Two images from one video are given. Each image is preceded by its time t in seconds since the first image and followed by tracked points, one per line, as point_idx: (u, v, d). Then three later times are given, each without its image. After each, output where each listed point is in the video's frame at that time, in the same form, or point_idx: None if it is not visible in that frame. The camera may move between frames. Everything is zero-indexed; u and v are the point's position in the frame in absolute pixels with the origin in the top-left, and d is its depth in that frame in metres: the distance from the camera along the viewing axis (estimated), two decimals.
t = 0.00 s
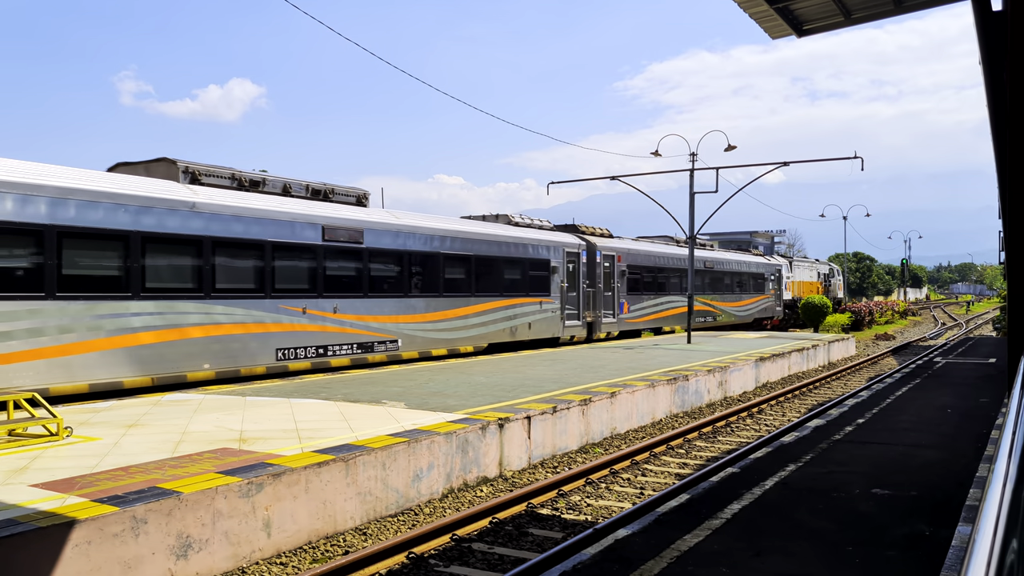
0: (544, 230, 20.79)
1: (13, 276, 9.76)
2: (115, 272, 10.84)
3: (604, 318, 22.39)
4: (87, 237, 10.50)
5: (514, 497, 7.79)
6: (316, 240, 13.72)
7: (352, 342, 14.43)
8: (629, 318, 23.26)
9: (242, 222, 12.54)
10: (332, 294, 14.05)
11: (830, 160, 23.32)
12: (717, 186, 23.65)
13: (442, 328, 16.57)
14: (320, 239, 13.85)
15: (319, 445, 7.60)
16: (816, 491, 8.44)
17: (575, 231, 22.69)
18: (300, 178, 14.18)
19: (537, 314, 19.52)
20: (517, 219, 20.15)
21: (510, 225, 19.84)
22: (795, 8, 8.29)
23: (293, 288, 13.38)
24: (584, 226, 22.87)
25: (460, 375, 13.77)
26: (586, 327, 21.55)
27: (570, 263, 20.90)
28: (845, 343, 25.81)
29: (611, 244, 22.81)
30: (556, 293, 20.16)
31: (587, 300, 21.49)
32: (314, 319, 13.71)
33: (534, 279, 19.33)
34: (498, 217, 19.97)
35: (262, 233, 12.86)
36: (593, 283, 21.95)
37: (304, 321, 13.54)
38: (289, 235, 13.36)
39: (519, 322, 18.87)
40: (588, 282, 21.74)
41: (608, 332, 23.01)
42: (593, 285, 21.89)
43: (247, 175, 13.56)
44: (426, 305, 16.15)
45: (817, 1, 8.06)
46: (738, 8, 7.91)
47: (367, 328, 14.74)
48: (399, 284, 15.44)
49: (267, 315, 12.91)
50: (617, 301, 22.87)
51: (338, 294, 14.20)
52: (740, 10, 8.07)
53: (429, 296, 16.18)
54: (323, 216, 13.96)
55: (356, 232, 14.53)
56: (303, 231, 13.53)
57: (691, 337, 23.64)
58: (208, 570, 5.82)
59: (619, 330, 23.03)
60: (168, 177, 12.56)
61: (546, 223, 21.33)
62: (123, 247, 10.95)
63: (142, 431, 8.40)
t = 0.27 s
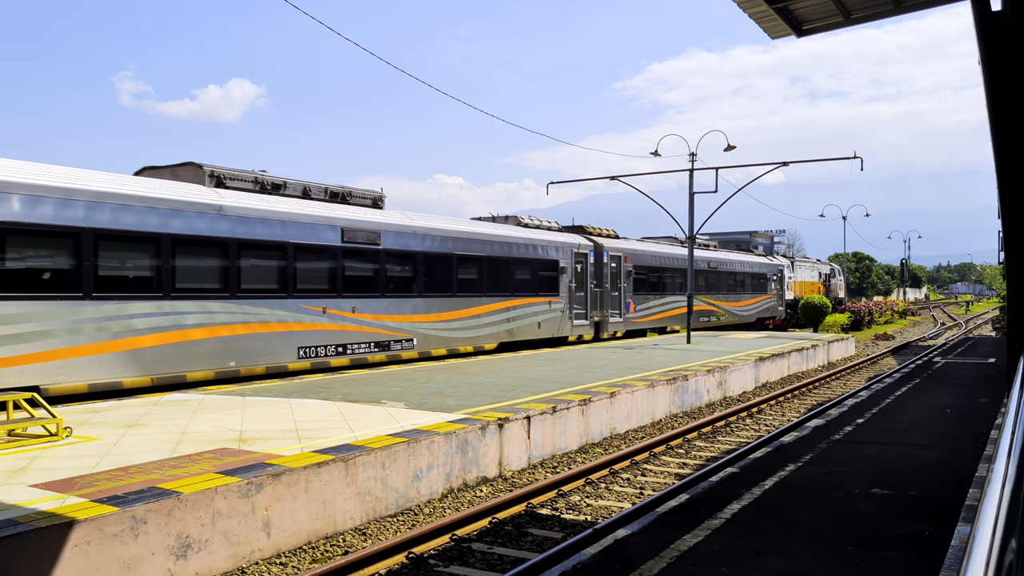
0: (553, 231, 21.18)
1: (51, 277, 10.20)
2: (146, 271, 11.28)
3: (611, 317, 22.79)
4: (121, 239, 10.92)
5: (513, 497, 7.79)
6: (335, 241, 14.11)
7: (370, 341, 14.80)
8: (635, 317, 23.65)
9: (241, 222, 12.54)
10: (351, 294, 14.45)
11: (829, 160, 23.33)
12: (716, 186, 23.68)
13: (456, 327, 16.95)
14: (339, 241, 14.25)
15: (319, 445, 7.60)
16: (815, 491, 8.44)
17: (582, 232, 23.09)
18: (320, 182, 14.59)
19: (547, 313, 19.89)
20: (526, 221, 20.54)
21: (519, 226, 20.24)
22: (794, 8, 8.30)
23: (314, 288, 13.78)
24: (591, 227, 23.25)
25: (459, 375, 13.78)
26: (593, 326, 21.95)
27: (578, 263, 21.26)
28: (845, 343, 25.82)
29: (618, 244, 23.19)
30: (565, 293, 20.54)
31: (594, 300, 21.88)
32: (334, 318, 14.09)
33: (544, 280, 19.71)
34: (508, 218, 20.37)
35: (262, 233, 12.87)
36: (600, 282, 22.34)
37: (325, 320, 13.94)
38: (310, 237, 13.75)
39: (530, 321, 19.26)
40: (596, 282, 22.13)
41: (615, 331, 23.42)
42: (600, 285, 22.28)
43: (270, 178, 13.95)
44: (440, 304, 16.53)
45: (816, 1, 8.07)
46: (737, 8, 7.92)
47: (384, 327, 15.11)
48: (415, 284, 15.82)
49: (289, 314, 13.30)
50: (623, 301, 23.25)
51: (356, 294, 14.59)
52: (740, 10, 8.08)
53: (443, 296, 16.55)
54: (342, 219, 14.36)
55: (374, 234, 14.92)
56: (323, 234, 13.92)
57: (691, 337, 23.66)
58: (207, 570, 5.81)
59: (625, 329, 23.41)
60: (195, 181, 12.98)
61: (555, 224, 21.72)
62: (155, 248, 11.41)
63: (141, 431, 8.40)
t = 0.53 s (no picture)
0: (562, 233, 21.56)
1: (88, 278, 10.58)
2: (178, 272, 11.66)
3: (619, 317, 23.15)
4: (153, 241, 11.30)
5: (513, 497, 7.79)
6: (355, 243, 14.47)
7: (388, 340, 15.15)
8: (642, 317, 24.01)
9: (241, 221, 12.53)
10: (369, 294, 14.80)
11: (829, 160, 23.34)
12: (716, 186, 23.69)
13: (469, 326, 17.29)
14: (358, 242, 14.60)
15: (319, 445, 7.60)
16: (815, 491, 8.44)
17: (590, 233, 23.44)
18: (338, 184, 14.94)
19: (556, 313, 20.24)
20: (536, 222, 20.92)
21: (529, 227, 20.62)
22: (794, 8, 8.29)
23: (334, 288, 14.13)
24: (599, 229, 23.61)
25: (459, 375, 13.79)
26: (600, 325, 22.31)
27: (586, 263, 21.59)
28: (845, 343, 25.83)
29: (625, 245, 23.53)
30: (574, 293, 20.89)
31: (602, 300, 22.25)
32: (353, 317, 14.45)
33: (553, 280, 20.07)
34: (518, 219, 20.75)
35: (262, 233, 12.86)
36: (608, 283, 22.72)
37: (345, 319, 14.29)
38: (331, 239, 14.11)
39: (540, 321, 19.62)
40: (604, 283, 22.50)
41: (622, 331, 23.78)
42: (608, 285, 22.64)
43: (291, 181, 14.32)
44: (454, 304, 16.88)
45: (816, 1, 8.06)
46: (737, 8, 7.93)
47: (400, 326, 15.46)
48: (431, 284, 16.17)
49: (311, 314, 13.68)
50: (630, 301, 23.60)
51: (375, 294, 14.94)
52: (740, 10, 8.08)
53: (457, 296, 16.89)
54: (361, 220, 14.71)
55: (391, 235, 15.26)
56: (342, 236, 14.27)
57: (690, 337, 23.67)
58: (207, 570, 5.81)
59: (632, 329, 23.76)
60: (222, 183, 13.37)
61: (563, 226, 22.09)
62: (168, 249, 11.57)
63: (141, 431, 8.41)
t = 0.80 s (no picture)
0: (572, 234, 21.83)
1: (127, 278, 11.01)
2: (209, 273, 12.05)
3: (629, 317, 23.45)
4: (172, 242, 11.52)
5: (516, 497, 7.80)
6: (375, 244, 14.82)
7: (406, 339, 15.50)
8: (651, 317, 24.30)
9: (244, 222, 12.53)
10: (390, 294, 15.14)
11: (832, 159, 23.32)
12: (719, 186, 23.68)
13: (484, 325, 17.63)
14: (379, 244, 14.95)
15: (321, 445, 7.60)
16: (819, 492, 8.43)
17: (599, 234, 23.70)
18: (359, 188, 15.25)
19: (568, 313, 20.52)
20: (547, 224, 21.19)
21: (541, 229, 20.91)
22: (797, 8, 8.28)
23: (356, 288, 14.49)
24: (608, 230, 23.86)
25: (461, 376, 13.79)
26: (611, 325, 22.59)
27: (596, 264, 21.84)
28: (847, 344, 25.82)
29: (634, 246, 23.81)
30: (585, 293, 21.16)
31: (613, 300, 22.53)
32: (374, 317, 14.79)
33: (565, 280, 20.35)
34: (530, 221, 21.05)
35: (264, 233, 12.86)
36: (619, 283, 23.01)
37: (366, 319, 14.63)
38: (353, 241, 14.45)
39: (552, 320, 19.92)
40: (615, 283, 22.78)
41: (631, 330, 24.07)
42: (618, 286, 22.93)
43: (314, 185, 14.67)
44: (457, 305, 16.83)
45: (819, 0, 8.05)
46: (739, 8, 7.92)
47: (419, 325, 15.80)
48: (447, 284, 16.50)
49: (334, 313, 14.02)
50: (640, 301, 23.88)
51: (395, 295, 15.29)
52: (742, 10, 8.07)
53: (473, 296, 17.22)
54: (381, 223, 15.04)
55: (410, 237, 15.61)
56: (363, 237, 14.62)
57: (693, 338, 23.67)
58: (210, 570, 5.82)
59: (642, 328, 24.03)
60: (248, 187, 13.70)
61: (573, 227, 22.35)
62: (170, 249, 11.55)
63: (144, 431, 8.41)
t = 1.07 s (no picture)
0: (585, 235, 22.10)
1: (164, 279, 11.45)
2: (212, 273, 12.06)
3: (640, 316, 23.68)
4: (174, 242, 11.52)
5: (519, 498, 7.79)
6: (397, 246, 15.20)
7: (428, 338, 15.90)
8: (661, 316, 24.52)
9: (248, 222, 12.54)
10: (410, 294, 15.50)
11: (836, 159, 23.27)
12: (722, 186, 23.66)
13: (500, 325, 17.96)
14: (400, 245, 15.33)
15: (325, 445, 7.61)
16: (823, 492, 8.42)
17: (610, 235, 23.95)
18: (381, 191, 15.60)
19: (580, 312, 20.76)
20: (560, 224, 21.48)
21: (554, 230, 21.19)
22: (801, 8, 8.26)
23: (379, 288, 14.87)
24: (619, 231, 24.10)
25: (465, 376, 13.78)
26: (621, 324, 22.76)
27: (608, 264, 22.07)
28: (852, 344, 25.78)
29: (645, 247, 24.04)
30: (597, 293, 21.40)
31: (624, 300, 22.77)
32: (396, 316, 15.17)
33: (578, 280, 20.60)
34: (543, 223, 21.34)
35: (268, 234, 12.86)
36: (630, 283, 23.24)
37: (388, 318, 15.02)
38: (376, 242, 14.84)
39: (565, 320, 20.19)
40: (626, 283, 23.03)
41: (642, 330, 24.29)
42: (629, 286, 23.17)
43: (338, 188, 15.05)
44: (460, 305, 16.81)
45: None
46: (743, 7, 7.91)
47: (437, 324, 16.18)
48: (464, 284, 16.84)
49: (358, 313, 14.40)
50: (650, 300, 24.10)
51: (415, 295, 15.66)
52: (747, 10, 8.06)
53: (489, 296, 17.55)
54: (403, 225, 15.42)
55: (430, 239, 15.98)
56: (385, 239, 14.99)
57: (697, 338, 23.64)
58: (214, 570, 5.82)
59: (652, 327, 24.24)
60: (274, 190, 14.01)
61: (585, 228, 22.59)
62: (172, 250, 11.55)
63: (149, 431, 8.43)
